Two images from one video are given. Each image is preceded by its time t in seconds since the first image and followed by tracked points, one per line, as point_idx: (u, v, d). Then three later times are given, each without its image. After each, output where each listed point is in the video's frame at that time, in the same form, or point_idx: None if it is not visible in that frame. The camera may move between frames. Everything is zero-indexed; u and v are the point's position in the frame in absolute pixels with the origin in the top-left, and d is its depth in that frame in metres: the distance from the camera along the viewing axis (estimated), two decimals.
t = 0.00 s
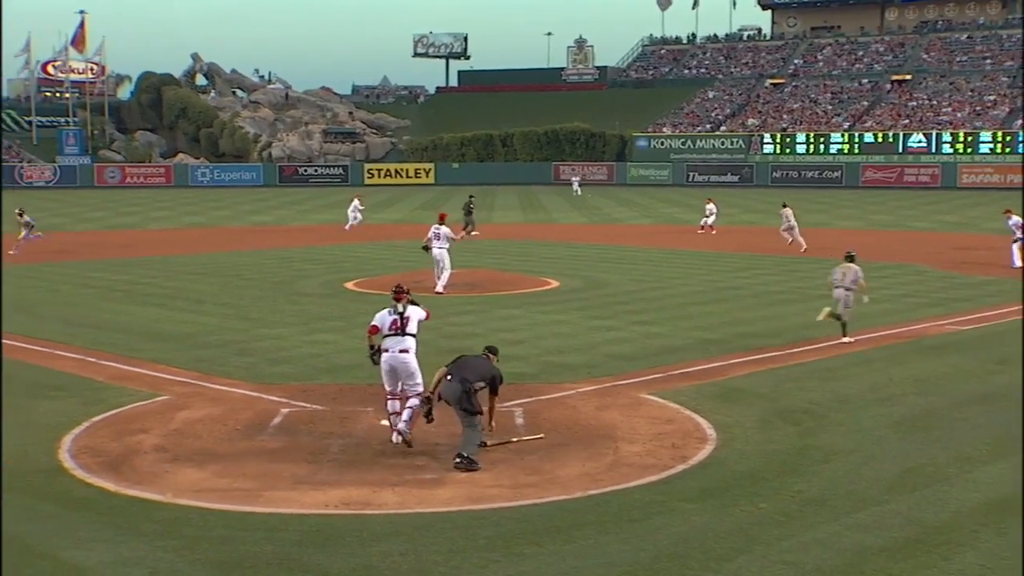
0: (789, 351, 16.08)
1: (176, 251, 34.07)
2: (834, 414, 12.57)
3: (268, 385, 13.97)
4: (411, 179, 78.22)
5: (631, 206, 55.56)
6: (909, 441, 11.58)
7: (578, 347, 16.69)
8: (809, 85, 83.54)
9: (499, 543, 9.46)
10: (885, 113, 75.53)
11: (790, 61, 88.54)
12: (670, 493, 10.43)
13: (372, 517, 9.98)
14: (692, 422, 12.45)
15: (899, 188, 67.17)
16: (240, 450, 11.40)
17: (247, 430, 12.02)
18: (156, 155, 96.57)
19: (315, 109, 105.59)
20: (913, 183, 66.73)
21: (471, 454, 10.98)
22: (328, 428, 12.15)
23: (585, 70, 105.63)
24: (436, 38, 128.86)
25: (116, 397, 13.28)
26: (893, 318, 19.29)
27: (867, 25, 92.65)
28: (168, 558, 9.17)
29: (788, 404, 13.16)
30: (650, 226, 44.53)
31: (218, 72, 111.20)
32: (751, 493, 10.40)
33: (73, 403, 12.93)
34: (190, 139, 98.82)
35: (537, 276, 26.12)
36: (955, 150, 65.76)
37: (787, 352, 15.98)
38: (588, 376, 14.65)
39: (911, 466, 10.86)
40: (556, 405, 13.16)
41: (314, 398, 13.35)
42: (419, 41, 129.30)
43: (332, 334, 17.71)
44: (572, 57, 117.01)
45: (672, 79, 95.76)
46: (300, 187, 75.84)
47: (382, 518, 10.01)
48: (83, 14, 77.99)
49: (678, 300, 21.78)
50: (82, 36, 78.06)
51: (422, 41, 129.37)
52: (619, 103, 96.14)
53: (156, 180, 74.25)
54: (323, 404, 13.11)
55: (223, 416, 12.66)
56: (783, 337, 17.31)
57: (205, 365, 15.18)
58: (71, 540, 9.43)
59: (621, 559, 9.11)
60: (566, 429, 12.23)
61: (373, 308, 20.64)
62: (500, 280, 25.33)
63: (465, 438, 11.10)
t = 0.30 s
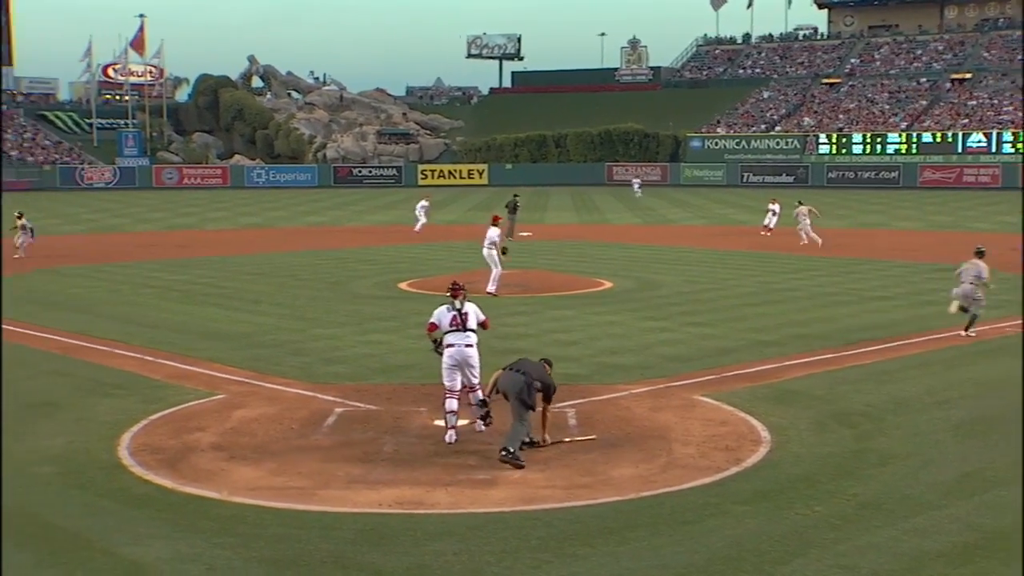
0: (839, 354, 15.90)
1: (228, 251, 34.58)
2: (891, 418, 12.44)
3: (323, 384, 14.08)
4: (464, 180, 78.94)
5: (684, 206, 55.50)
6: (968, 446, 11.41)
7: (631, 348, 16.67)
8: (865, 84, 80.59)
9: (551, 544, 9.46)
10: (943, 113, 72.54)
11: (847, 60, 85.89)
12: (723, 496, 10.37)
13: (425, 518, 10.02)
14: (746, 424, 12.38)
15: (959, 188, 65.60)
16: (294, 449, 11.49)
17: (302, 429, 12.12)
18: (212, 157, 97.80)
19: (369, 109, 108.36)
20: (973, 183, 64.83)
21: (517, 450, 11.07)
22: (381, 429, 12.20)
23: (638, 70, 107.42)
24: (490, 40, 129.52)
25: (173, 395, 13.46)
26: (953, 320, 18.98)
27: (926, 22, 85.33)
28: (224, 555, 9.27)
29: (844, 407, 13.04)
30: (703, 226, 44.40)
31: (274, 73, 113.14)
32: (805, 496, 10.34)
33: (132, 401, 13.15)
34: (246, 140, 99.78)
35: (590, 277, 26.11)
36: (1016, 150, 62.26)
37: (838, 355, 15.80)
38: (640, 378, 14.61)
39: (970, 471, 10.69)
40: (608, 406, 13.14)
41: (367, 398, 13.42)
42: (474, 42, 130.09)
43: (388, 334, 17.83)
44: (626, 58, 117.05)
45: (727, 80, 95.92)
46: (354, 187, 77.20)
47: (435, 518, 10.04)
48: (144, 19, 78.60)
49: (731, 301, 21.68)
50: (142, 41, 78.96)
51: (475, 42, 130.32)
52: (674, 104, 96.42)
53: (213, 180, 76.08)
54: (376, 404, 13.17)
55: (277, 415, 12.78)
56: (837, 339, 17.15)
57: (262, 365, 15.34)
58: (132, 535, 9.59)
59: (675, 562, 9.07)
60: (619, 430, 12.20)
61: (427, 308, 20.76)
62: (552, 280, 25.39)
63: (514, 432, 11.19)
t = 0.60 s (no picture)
0: (900, 358, 15.65)
1: (281, 251, 35.01)
2: (957, 422, 12.25)
3: (384, 384, 14.18)
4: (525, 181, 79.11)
5: (745, 207, 55.37)
6: None
7: (691, 349, 16.60)
8: (933, 82, 78.14)
9: (611, 545, 9.44)
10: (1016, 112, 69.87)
11: (913, 59, 83.24)
12: (785, 499, 10.30)
13: (485, 518, 10.05)
14: (808, 427, 12.28)
15: None
16: (355, 447, 11.58)
17: (363, 428, 12.22)
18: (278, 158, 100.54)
19: (430, 112, 111.47)
20: None
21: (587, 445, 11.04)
22: (442, 428, 12.26)
23: (700, 70, 105.90)
24: (551, 40, 129.52)
25: (238, 393, 13.65)
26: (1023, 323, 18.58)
27: (994, 20, 85.21)
28: (287, 552, 9.35)
29: (908, 411, 12.89)
30: (765, 227, 43.87)
31: (336, 75, 117.72)
32: (869, 500, 10.21)
33: (198, 399, 13.37)
34: (309, 140, 103.50)
35: (650, 278, 26.02)
36: None
37: (899, 359, 15.57)
38: (700, 379, 14.57)
39: None
40: (669, 408, 13.09)
41: (428, 398, 13.50)
42: (535, 43, 130.25)
43: (449, 335, 17.92)
44: (687, 57, 116.46)
45: (790, 80, 94.62)
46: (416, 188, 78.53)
47: (495, 518, 10.06)
48: (212, 21, 80.39)
49: (790, 303, 21.48)
50: (207, 41, 80.11)
51: (536, 43, 130.26)
52: (738, 104, 95.84)
53: (277, 181, 77.98)
54: (437, 403, 13.24)
55: (339, 414, 12.89)
56: (899, 343, 16.90)
57: (324, 364, 15.52)
58: (195, 530, 9.73)
59: (736, 565, 9.00)
60: (680, 432, 12.15)
61: (487, 309, 20.86)
62: (610, 281, 25.36)
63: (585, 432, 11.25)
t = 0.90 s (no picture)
0: (953, 360, 15.62)
1: (329, 252, 35.61)
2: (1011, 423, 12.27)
3: (440, 382, 14.47)
4: (578, 183, 80.22)
5: (797, 209, 55.15)
6: None
7: (743, 349, 16.76)
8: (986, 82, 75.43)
9: (664, 542, 9.61)
10: None
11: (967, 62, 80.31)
12: (837, 497, 10.43)
13: (540, 514, 10.26)
14: (860, 427, 12.39)
15: None
16: (414, 443, 11.86)
17: (421, 424, 12.51)
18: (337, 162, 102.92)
19: (487, 116, 113.04)
20: None
21: (654, 449, 11.24)
22: (498, 426, 12.51)
23: (752, 74, 106.41)
24: (605, 45, 129.57)
25: (299, 390, 14.03)
26: None
27: None
28: (347, 544, 9.64)
29: (961, 412, 12.94)
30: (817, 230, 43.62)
31: (395, 81, 120.64)
32: (919, 499, 10.31)
33: (262, 395, 13.79)
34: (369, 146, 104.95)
35: (701, 279, 26.14)
36: None
37: (952, 360, 15.56)
38: (753, 378, 14.72)
39: None
40: (722, 407, 13.25)
41: (484, 396, 13.77)
42: (589, 48, 130.37)
43: (505, 334, 18.21)
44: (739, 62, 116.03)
45: (841, 83, 93.75)
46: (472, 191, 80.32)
47: (550, 514, 10.27)
48: (275, 32, 82.74)
49: (842, 304, 21.51)
50: (273, 50, 81.77)
51: (591, 48, 130.41)
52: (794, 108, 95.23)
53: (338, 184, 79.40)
54: (493, 401, 13.49)
55: (397, 410, 13.20)
56: (953, 344, 16.86)
57: (382, 363, 15.89)
58: (258, 521, 10.05)
59: (786, 562, 9.14)
60: (732, 431, 12.30)
61: (543, 309, 21.16)
62: (661, 282, 25.51)
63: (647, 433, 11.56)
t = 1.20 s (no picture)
0: (990, 360, 15.81)
1: (369, 253, 36.30)
2: None
3: (488, 380, 14.92)
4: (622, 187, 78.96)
5: (836, 212, 55.00)
6: None
7: (782, 348, 17.10)
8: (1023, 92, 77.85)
9: (704, 535, 9.93)
10: None
11: (1002, 71, 83.51)
12: (873, 493, 10.75)
13: (585, 507, 10.62)
14: (897, 425, 12.68)
15: None
16: (462, 438, 12.31)
17: (470, 420, 12.96)
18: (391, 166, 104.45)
19: (534, 122, 112.70)
20: None
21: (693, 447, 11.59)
22: (544, 422, 12.94)
23: (791, 81, 106.29)
24: (648, 54, 129.78)
25: (352, 386, 14.55)
26: None
27: None
28: (398, 535, 10.05)
29: (997, 411, 13.17)
30: (855, 232, 43.62)
31: (445, 89, 121.65)
32: (953, 496, 10.57)
33: (316, 391, 14.32)
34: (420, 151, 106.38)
35: (741, 280, 26.46)
36: None
37: (989, 360, 15.76)
38: (792, 377, 15.06)
39: None
40: (761, 405, 13.60)
41: (530, 393, 14.21)
42: (632, 57, 130.58)
43: (551, 334, 18.67)
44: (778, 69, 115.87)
45: (878, 90, 94.20)
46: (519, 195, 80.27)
47: (595, 507, 10.63)
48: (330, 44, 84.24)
49: (881, 305, 21.73)
50: (329, 60, 82.91)
51: (634, 56, 130.54)
52: (835, 114, 94.89)
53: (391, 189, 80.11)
54: (539, 398, 13.93)
55: (447, 406, 13.67)
56: (991, 345, 17.03)
57: (430, 363, 16.40)
58: (313, 512, 10.51)
59: (823, 555, 9.44)
60: (771, 428, 12.64)
61: (587, 310, 21.62)
62: (701, 283, 25.86)
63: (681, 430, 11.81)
